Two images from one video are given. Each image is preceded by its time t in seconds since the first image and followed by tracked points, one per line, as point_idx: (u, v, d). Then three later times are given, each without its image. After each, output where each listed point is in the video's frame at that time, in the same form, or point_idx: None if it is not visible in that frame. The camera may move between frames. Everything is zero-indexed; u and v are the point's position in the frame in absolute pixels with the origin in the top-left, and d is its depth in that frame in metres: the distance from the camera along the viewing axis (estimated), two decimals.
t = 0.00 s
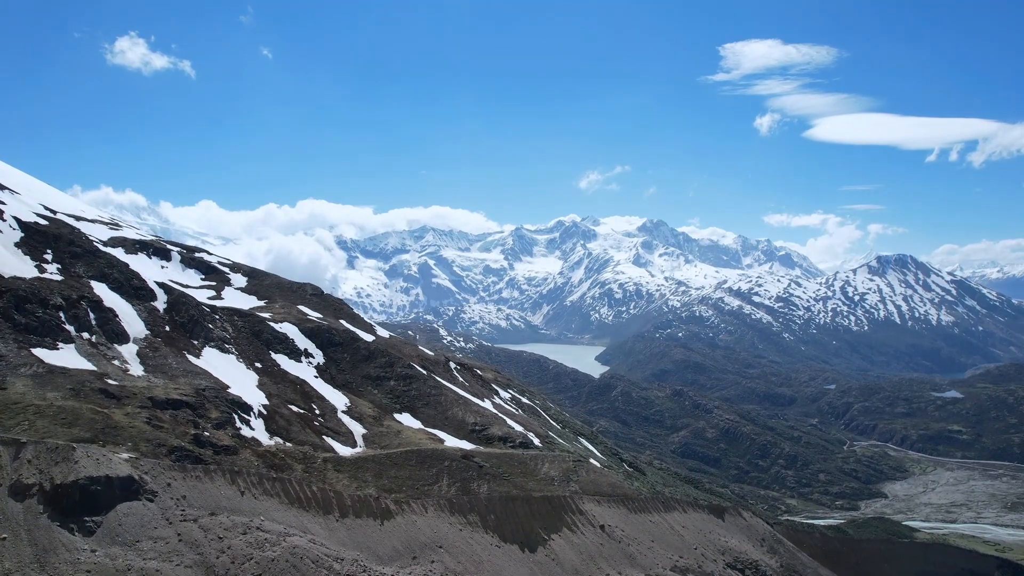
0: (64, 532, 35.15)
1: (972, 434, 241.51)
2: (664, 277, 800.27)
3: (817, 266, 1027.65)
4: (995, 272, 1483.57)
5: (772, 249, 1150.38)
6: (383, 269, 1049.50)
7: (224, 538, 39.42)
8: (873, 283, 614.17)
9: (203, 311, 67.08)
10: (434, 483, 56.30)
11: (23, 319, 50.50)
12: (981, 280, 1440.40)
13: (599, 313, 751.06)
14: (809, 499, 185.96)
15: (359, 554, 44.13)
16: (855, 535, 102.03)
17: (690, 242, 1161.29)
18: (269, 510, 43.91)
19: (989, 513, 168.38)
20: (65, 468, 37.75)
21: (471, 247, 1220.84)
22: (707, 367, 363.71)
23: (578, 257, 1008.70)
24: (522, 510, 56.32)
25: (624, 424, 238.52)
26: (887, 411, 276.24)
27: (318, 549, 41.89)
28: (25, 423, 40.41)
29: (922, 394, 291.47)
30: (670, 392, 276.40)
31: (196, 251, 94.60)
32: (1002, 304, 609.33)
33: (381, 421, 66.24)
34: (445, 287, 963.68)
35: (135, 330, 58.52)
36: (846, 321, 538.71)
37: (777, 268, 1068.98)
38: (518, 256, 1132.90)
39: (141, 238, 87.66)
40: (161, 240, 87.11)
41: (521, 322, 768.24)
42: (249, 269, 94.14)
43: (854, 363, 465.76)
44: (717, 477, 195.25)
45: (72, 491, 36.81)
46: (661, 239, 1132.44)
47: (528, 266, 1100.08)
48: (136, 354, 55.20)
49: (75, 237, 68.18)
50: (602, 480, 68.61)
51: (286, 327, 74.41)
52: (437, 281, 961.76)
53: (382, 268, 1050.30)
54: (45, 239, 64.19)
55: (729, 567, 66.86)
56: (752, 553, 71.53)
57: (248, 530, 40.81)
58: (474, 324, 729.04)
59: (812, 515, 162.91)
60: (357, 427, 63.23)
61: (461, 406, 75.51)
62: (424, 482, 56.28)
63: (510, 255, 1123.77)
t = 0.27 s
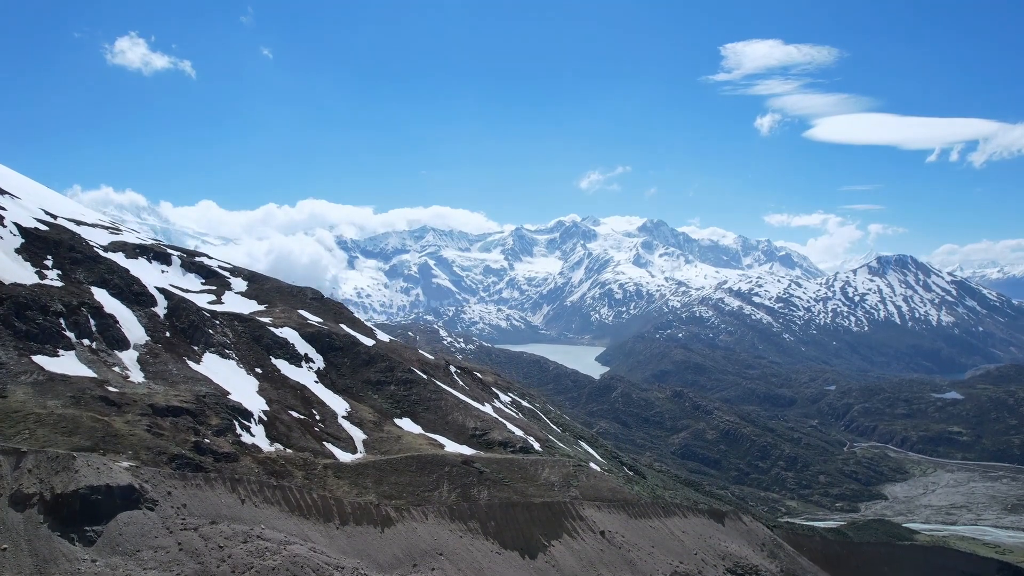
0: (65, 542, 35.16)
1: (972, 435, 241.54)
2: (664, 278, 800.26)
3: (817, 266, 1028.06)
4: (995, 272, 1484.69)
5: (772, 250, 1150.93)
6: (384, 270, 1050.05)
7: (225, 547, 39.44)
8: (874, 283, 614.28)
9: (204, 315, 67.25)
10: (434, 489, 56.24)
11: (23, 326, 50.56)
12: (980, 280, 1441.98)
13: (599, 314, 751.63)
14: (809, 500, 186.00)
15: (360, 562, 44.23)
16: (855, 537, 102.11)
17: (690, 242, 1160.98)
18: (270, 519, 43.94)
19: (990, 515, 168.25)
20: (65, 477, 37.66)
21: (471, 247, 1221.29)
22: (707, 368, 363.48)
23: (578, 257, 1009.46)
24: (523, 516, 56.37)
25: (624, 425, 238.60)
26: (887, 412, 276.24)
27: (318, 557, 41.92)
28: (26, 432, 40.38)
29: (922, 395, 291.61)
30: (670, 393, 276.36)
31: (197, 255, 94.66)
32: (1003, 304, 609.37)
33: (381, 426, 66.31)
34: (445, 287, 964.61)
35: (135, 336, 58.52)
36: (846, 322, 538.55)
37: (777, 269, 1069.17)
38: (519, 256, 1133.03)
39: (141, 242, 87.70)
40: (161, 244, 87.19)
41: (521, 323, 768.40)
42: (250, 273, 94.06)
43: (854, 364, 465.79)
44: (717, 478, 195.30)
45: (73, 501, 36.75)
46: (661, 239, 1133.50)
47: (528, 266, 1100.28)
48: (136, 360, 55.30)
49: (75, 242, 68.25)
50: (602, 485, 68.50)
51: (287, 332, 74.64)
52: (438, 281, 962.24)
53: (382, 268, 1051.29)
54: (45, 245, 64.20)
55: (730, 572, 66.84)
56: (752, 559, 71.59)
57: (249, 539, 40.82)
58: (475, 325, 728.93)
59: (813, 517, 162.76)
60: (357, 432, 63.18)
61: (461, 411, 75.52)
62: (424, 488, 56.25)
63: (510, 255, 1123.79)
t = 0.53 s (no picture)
0: (65, 551, 35.12)
1: (972, 437, 241.47)
2: (664, 278, 800.70)
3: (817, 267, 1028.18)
4: (995, 272, 1484.70)
5: (773, 250, 1151.20)
6: (384, 270, 1051.08)
7: (225, 554, 39.42)
8: (874, 284, 614.35)
9: (204, 321, 67.23)
10: (434, 494, 56.29)
11: (24, 333, 50.61)
12: (981, 280, 1442.40)
13: (599, 314, 752.47)
14: (809, 502, 186.02)
15: (359, 570, 44.10)
16: (856, 540, 102.10)
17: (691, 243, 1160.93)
18: (270, 525, 43.91)
19: (989, 517, 168.24)
20: (66, 486, 37.71)
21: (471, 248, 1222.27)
22: (707, 369, 363.48)
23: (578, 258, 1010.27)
24: (523, 523, 56.34)
25: (624, 427, 238.69)
26: (888, 413, 276.15)
27: (317, 565, 41.85)
28: (26, 441, 40.45)
29: (922, 396, 291.37)
30: (670, 394, 276.54)
31: (197, 258, 94.68)
32: (1003, 305, 609.20)
33: (382, 432, 66.29)
34: (445, 288, 965.73)
35: (135, 341, 58.58)
36: (846, 323, 538.57)
37: (777, 269, 1070.46)
38: (519, 256, 1133.69)
39: (142, 246, 87.72)
40: (162, 248, 87.18)
41: (521, 323, 768.97)
42: (250, 276, 94.10)
43: (854, 365, 466.06)
44: (717, 480, 195.48)
45: (74, 509, 36.78)
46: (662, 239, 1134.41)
47: (528, 266, 1100.90)
48: (136, 366, 55.30)
49: (75, 247, 68.33)
50: (602, 489, 68.53)
51: (286, 336, 74.67)
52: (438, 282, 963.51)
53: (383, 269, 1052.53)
54: (45, 251, 64.23)
55: None
56: (751, 563, 71.67)
57: (249, 546, 40.86)
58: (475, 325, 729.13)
59: (813, 519, 162.86)
60: (358, 437, 63.20)
61: (461, 415, 75.52)
62: (424, 494, 56.29)
63: (510, 256, 1124.42)
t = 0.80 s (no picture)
0: (65, 559, 35.12)
1: (972, 438, 241.46)
2: (664, 278, 800.76)
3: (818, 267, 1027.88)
4: (994, 272, 1485.29)
5: (773, 250, 1151.53)
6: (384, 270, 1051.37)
7: (225, 562, 39.41)
8: (874, 284, 614.10)
9: (204, 325, 67.23)
10: (434, 499, 56.30)
11: (24, 339, 50.69)
12: (980, 280, 1443.05)
13: (599, 314, 752.84)
14: (809, 504, 186.00)
15: None
16: (855, 542, 102.20)
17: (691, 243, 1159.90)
18: (270, 532, 43.96)
19: (989, 518, 168.20)
20: (66, 494, 37.73)
21: (471, 247, 1223.65)
22: (707, 370, 363.39)
23: (578, 258, 1010.88)
24: (523, 528, 56.36)
25: (624, 428, 238.61)
26: (888, 414, 275.99)
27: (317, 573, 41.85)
28: (26, 448, 40.47)
29: (922, 397, 291.27)
30: (670, 395, 276.59)
31: (197, 262, 94.64)
32: (1003, 306, 608.90)
33: (381, 436, 66.35)
34: (445, 288, 966.93)
35: (135, 347, 58.61)
36: (846, 323, 538.31)
37: (777, 270, 1070.64)
38: (518, 256, 1133.91)
39: (141, 249, 87.76)
40: (162, 252, 87.20)
41: (521, 323, 769.82)
42: (250, 279, 94.11)
43: (854, 365, 466.32)
44: (717, 482, 195.44)
45: (74, 517, 36.76)
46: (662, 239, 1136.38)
47: (528, 266, 1100.23)
48: (136, 371, 55.35)
49: (75, 252, 68.34)
50: (602, 494, 68.43)
51: (286, 340, 74.68)
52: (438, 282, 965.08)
53: (383, 268, 1053.79)
54: (45, 256, 64.31)
55: None
56: (751, 567, 71.68)
57: (249, 553, 40.86)
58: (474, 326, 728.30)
59: (813, 521, 162.79)
60: (358, 442, 63.26)
61: (461, 419, 75.54)
62: (424, 499, 56.25)
63: (510, 256, 1124.32)
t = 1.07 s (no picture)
0: (65, 570, 35.11)
1: (972, 440, 241.51)
2: (664, 279, 801.82)
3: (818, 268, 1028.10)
4: (993, 272, 1486.66)
5: (773, 251, 1152.83)
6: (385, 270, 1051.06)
7: (225, 570, 39.40)
8: (874, 285, 614.13)
9: (204, 330, 67.28)
10: (434, 505, 56.28)
11: (24, 346, 50.69)
12: (979, 280, 1444.53)
13: (599, 315, 754.23)
14: (809, 506, 185.89)
15: None
16: (854, 545, 102.30)
17: (691, 243, 1157.74)
18: (270, 540, 43.98)
19: (989, 521, 168.02)
20: (66, 503, 37.69)
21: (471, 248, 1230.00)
22: (707, 371, 364.13)
23: (578, 258, 1012.66)
24: (523, 534, 56.40)
25: (624, 430, 238.52)
26: (888, 416, 275.72)
27: None
28: (26, 457, 40.43)
29: (922, 399, 291.37)
30: (670, 397, 276.72)
31: (197, 266, 94.82)
32: (1003, 307, 608.43)
33: (382, 442, 66.39)
34: (445, 288, 970.38)
35: (136, 352, 58.63)
36: (845, 324, 536.62)
37: (778, 270, 1071.24)
38: (518, 256, 1135.89)
39: (142, 254, 87.88)
40: (162, 257, 87.35)
41: (521, 323, 770.81)
42: (251, 284, 94.23)
43: (854, 366, 466.89)
44: (716, 483, 195.34)
45: (74, 527, 36.73)
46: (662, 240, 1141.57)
47: (528, 267, 1099.24)
48: (136, 377, 55.33)
49: (75, 258, 68.47)
50: (602, 499, 68.42)
51: (287, 345, 74.76)
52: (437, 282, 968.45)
53: (382, 268, 1057.84)
54: (46, 262, 64.38)
55: None
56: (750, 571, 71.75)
57: (249, 561, 40.79)
58: (474, 326, 727.24)
59: (813, 524, 162.54)
60: (358, 448, 63.24)
61: (461, 423, 75.62)
62: (425, 505, 56.22)
63: (511, 256, 1122.91)
